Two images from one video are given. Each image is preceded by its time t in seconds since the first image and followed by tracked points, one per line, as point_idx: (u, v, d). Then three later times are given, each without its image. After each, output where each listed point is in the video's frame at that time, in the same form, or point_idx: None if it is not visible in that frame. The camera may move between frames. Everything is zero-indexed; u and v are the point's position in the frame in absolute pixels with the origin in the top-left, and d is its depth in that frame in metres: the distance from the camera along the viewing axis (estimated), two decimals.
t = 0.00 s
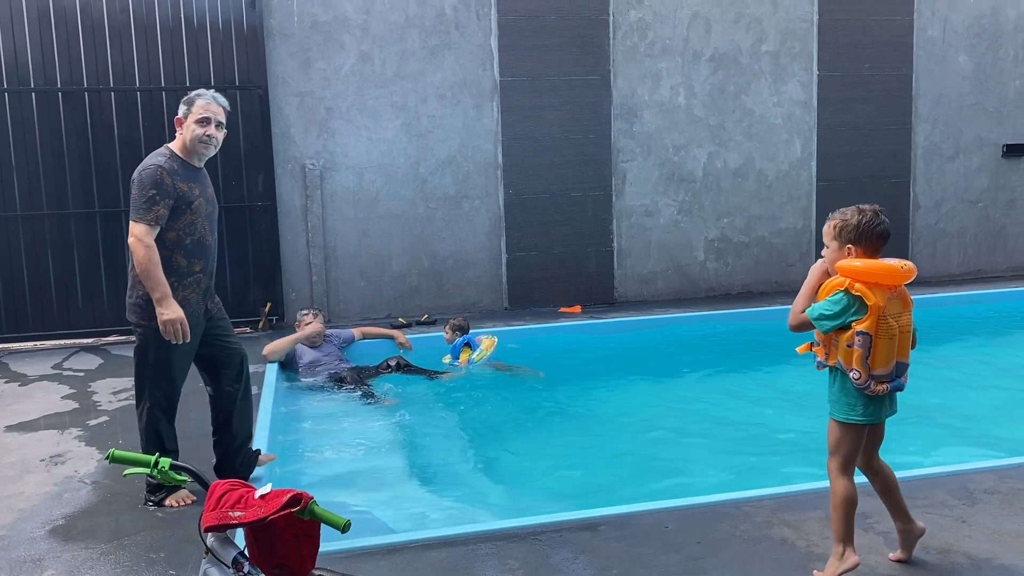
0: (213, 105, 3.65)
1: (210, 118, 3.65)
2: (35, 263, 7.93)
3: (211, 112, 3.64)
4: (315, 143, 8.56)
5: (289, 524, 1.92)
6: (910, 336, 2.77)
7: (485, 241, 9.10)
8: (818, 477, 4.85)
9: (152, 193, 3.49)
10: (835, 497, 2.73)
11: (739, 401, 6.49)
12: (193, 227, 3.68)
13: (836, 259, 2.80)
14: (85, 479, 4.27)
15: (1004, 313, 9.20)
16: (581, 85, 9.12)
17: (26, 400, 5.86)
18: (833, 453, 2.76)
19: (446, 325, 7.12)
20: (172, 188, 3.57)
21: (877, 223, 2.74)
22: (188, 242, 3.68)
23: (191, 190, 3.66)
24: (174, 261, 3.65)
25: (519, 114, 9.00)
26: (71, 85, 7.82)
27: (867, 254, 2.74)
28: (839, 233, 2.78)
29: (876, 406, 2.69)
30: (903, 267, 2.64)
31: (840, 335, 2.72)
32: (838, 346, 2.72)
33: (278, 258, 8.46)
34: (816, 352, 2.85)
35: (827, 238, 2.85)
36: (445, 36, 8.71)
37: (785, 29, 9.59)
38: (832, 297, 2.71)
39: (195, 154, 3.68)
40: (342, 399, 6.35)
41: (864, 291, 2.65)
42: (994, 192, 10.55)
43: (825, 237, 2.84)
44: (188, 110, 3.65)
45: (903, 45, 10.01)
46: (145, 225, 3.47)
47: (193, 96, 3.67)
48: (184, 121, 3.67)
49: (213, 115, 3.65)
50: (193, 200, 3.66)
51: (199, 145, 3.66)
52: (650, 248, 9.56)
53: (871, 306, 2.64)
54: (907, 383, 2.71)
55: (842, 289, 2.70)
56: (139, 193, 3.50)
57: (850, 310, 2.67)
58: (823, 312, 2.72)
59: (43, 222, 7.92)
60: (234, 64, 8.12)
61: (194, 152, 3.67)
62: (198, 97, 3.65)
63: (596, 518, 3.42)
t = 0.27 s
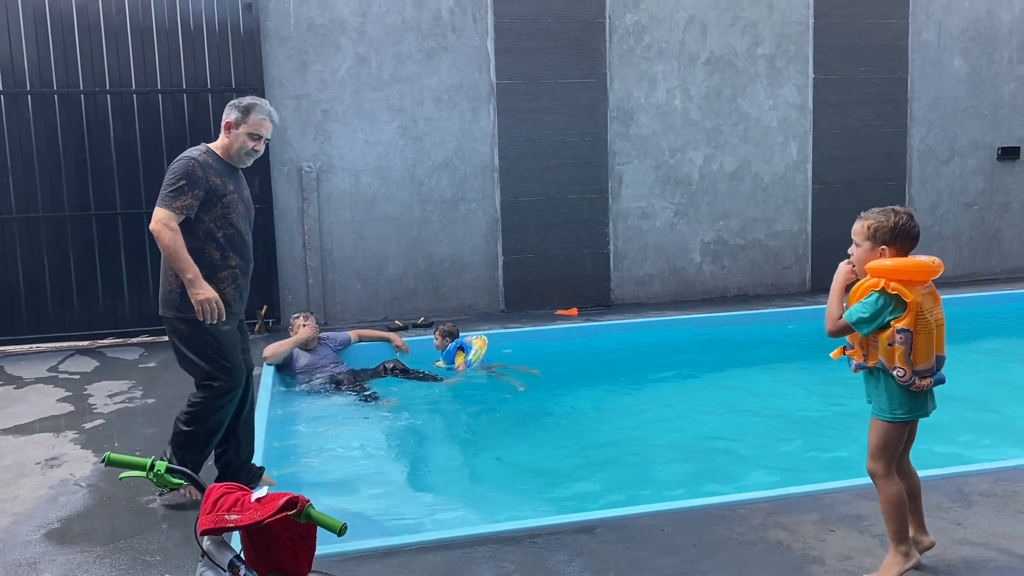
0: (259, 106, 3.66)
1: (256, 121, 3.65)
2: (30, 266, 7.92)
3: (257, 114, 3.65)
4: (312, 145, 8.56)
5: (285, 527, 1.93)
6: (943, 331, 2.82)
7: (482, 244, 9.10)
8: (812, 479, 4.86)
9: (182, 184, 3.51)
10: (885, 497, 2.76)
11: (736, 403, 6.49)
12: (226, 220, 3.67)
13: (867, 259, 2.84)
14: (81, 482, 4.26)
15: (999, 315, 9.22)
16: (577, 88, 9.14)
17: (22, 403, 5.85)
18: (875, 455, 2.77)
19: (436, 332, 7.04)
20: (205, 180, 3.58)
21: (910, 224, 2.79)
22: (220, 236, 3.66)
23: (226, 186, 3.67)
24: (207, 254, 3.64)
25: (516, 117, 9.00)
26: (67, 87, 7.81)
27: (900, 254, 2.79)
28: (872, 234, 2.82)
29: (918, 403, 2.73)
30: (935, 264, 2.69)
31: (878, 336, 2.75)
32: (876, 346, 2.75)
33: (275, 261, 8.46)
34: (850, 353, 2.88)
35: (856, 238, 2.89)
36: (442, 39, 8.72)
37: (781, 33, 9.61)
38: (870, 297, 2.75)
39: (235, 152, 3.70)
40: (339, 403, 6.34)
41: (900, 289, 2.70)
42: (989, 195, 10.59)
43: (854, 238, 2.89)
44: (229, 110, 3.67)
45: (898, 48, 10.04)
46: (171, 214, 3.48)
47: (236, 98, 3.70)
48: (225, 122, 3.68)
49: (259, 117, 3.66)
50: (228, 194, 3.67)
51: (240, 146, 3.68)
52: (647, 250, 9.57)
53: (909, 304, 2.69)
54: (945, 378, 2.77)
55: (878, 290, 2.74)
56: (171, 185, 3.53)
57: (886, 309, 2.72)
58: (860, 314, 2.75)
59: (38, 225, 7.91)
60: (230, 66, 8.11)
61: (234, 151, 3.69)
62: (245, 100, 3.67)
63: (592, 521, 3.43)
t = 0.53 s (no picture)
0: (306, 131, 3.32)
1: (297, 142, 3.29)
2: (26, 268, 7.90)
3: (300, 137, 3.30)
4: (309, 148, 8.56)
5: (282, 531, 1.92)
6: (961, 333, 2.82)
7: (479, 246, 9.10)
8: (809, 481, 4.88)
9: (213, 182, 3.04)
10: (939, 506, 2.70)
11: (733, 405, 6.50)
12: (254, 231, 3.18)
13: (891, 260, 2.79)
14: (77, 485, 4.25)
15: (996, 317, 9.23)
16: (574, 90, 9.14)
17: (17, 406, 5.83)
18: (916, 465, 2.68)
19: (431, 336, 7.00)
20: (238, 185, 3.12)
21: (935, 226, 2.76)
22: (246, 245, 3.15)
23: (258, 196, 3.20)
24: (230, 263, 3.12)
25: (513, 119, 9.01)
26: (64, 90, 7.81)
27: (925, 256, 2.75)
28: (898, 235, 2.77)
29: (946, 406, 2.69)
30: (961, 265, 2.67)
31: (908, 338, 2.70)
32: (907, 348, 2.69)
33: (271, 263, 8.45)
34: (871, 357, 2.81)
35: (879, 238, 2.84)
36: (439, 42, 8.72)
37: (778, 35, 9.63)
38: (903, 300, 2.68)
39: (271, 169, 3.27)
40: (336, 404, 6.35)
41: (934, 292, 2.65)
42: (986, 198, 10.61)
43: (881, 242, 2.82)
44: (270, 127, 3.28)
45: (895, 51, 10.06)
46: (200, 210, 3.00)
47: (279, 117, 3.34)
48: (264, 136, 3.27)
49: (303, 140, 3.30)
50: (259, 205, 3.20)
51: (278, 165, 3.27)
52: (644, 253, 9.57)
53: (942, 306, 2.66)
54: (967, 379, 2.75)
55: (910, 292, 2.68)
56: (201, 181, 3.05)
57: (921, 310, 2.66)
58: (893, 316, 2.67)
59: (35, 227, 7.90)
60: (227, 68, 8.11)
61: (271, 166, 3.27)
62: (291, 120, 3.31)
63: (589, 523, 3.42)
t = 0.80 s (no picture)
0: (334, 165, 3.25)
1: (329, 174, 3.20)
2: (22, 270, 7.89)
3: (331, 170, 3.22)
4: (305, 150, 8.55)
5: (280, 534, 1.92)
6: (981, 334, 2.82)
7: (476, 248, 9.10)
8: (805, 483, 4.89)
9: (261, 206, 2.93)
10: (972, 516, 2.68)
11: (730, 408, 6.50)
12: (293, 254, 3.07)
13: (927, 270, 2.67)
14: (74, 488, 4.24)
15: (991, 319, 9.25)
16: (571, 93, 9.16)
17: (14, 409, 5.82)
18: (961, 473, 2.65)
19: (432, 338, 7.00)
20: (279, 209, 3.01)
21: (969, 232, 2.65)
22: (288, 268, 3.05)
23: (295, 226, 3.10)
24: (272, 286, 2.99)
25: (510, 122, 9.01)
26: (61, 92, 7.80)
27: (958, 263, 2.68)
28: (933, 243, 2.65)
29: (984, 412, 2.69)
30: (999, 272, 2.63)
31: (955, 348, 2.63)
32: (956, 359, 2.62)
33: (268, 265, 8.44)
34: (910, 369, 2.72)
35: (909, 246, 2.71)
36: (436, 44, 8.72)
37: (774, 38, 9.64)
38: (953, 313, 2.59)
39: (304, 200, 3.16)
40: (332, 406, 6.35)
41: (979, 302, 2.61)
42: (982, 200, 10.63)
43: (914, 256, 2.70)
44: (299, 161, 3.17)
45: (890, 53, 10.09)
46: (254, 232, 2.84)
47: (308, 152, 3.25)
48: (296, 169, 3.16)
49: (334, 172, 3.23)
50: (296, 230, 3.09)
51: (309, 200, 3.17)
52: (641, 255, 9.58)
53: (986, 315, 2.62)
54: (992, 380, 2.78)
55: (959, 305, 2.60)
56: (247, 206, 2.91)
57: (970, 322, 2.60)
58: (946, 330, 2.57)
59: (31, 229, 7.89)
60: (224, 71, 8.11)
61: (304, 197, 3.16)
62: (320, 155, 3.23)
63: (587, 526, 3.43)
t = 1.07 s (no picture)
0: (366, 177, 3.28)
1: (361, 190, 3.25)
2: (17, 272, 7.87)
3: (363, 185, 3.26)
4: (301, 151, 8.54)
5: (275, 535, 1.92)
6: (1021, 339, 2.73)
7: (472, 249, 9.10)
8: (800, 484, 4.89)
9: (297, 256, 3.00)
10: (989, 521, 2.66)
11: (727, 409, 6.51)
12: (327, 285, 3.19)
13: (962, 275, 2.61)
14: (69, 490, 4.23)
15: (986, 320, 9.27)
16: (567, 94, 9.16)
17: (9, 411, 5.80)
18: (985, 477, 2.62)
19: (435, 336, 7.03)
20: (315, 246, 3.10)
21: (1006, 235, 2.58)
22: (321, 298, 3.19)
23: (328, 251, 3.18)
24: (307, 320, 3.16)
25: (506, 123, 9.01)
26: (56, 93, 7.78)
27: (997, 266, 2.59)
28: (970, 247, 2.57)
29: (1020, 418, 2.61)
30: None
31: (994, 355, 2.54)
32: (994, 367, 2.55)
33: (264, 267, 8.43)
34: (945, 376, 2.65)
35: (942, 252, 2.64)
36: (433, 45, 8.72)
37: (770, 39, 9.66)
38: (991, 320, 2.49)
39: (337, 218, 3.22)
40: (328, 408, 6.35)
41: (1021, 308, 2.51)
42: (977, 201, 10.66)
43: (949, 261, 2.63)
44: (333, 175, 3.21)
45: (886, 55, 10.11)
46: (291, 292, 2.96)
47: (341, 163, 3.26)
48: (328, 186, 3.20)
49: (366, 188, 3.27)
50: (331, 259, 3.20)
51: (343, 215, 3.23)
52: (637, 256, 9.59)
53: None
54: None
55: (998, 311, 2.51)
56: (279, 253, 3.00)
57: (1011, 329, 2.50)
58: (986, 337, 2.48)
59: (26, 230, 7.87)
60: (220, 72, 8.10)
61: (337, 216, 3.22)
62: (351, 166, 3.25)
63: (583, 527, 3.43)
